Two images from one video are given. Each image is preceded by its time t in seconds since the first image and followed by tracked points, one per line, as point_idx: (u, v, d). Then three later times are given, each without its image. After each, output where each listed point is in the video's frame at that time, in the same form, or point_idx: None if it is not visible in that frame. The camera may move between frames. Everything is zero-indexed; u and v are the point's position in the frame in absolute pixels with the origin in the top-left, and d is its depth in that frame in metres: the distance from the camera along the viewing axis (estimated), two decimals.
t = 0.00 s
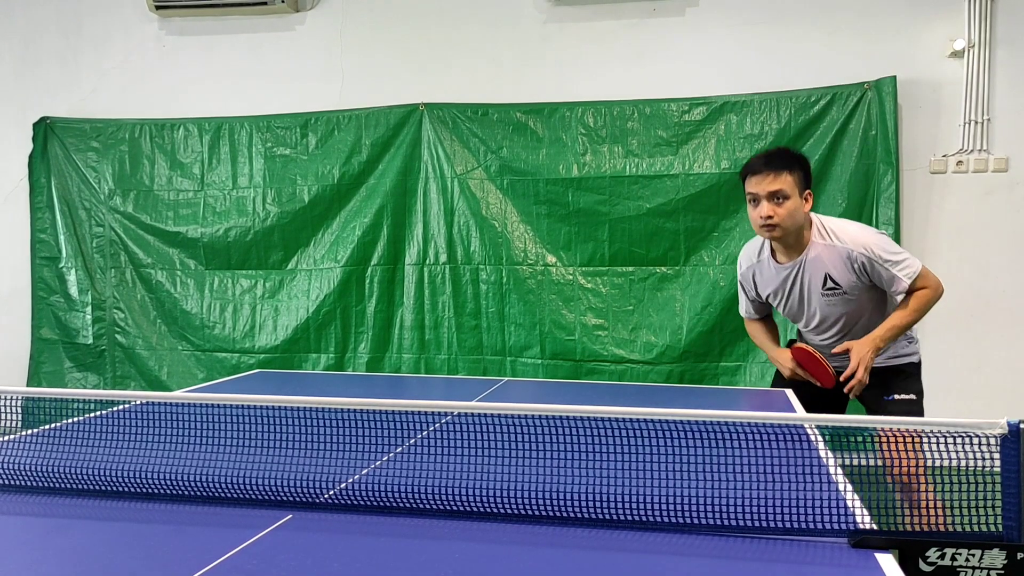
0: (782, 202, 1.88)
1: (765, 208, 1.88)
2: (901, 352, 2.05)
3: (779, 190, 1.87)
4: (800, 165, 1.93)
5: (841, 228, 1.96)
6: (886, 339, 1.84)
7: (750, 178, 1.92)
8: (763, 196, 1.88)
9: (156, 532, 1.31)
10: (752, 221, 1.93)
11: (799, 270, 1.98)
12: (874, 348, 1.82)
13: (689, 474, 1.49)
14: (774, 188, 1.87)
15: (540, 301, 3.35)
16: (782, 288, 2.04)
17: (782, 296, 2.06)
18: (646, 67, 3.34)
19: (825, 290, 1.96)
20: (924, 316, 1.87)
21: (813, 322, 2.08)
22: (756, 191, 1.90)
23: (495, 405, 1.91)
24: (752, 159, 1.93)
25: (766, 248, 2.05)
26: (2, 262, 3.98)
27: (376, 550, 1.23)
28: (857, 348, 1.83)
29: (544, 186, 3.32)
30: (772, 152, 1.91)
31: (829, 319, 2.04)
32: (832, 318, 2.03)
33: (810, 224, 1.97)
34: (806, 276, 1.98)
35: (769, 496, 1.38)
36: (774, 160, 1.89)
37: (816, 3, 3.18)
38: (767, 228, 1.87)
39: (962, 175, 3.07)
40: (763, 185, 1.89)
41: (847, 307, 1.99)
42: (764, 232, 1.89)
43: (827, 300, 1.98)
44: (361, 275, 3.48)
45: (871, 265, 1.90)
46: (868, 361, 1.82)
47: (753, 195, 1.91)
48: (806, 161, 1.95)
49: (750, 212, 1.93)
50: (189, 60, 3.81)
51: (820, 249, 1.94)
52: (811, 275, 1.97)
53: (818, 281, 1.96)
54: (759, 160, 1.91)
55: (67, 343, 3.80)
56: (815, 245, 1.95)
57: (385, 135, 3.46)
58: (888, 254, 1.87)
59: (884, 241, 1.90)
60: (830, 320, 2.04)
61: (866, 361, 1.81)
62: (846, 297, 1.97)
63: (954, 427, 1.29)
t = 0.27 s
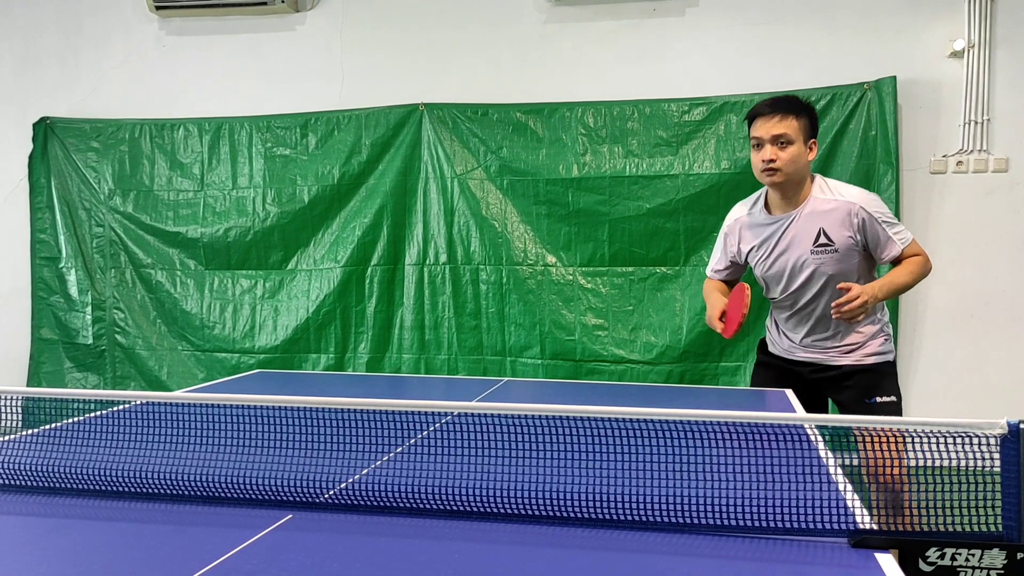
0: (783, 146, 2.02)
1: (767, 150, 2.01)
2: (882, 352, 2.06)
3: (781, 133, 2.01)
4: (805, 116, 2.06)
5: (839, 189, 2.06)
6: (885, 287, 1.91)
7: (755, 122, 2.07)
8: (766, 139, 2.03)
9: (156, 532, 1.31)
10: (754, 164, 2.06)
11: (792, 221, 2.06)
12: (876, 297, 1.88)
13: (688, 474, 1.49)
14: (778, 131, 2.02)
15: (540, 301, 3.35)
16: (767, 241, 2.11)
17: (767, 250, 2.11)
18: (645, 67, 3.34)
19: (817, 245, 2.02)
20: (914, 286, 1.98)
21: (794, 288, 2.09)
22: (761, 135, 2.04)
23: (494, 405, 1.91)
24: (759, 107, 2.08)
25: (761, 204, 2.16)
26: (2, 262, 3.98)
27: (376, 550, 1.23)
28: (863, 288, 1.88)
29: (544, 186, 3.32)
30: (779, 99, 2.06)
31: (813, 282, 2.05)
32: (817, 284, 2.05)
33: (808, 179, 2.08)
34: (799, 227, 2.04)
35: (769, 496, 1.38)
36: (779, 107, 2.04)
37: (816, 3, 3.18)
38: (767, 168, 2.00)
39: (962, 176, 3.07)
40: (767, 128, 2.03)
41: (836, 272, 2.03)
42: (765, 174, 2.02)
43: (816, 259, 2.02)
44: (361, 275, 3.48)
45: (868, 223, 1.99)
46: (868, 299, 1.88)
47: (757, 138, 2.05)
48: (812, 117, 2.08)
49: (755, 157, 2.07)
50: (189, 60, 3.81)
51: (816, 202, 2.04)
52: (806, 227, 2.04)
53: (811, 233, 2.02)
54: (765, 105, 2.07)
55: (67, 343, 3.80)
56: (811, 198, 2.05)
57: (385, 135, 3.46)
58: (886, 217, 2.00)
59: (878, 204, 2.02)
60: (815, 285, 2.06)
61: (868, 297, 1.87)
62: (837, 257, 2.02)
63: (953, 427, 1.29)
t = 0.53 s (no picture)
0: (766, 153, 2.12)
1: (750, 160, 2.12)
2: (864, 366, 2.21)
3: (762, 142, 2.11)
4: (787, 120, 2.17)
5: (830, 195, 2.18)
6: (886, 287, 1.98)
7: (739, 129, 2.16)
8: (749, 148, 2.13)
9: (157, 532, 1.31)
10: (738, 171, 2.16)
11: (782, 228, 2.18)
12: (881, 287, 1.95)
13: (688, 475, 1.49)
14: (760, 139, 2.12)
15: (541, 302, 3.35)
16: (752, 251, 2.22)
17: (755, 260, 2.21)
18: (646, 67, 3.34)
19: (807, 252, 2.14)
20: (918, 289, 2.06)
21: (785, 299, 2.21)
22: (744, 143, 2.14)
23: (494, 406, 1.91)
24: (740, 113, 2.17)
25: (747, 210, 2.28)
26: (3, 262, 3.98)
27: (376, 550, 1.23)
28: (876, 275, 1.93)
29: (545, 186, 3.32)
30: (759, 105, 2.15)
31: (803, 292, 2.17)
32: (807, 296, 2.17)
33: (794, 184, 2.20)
34: (789, 236, 2.16)
35: (770, 496, 1.38)
36: (761, 113, 2.14)
37: (816, 3, 3.18)
38: (752, 176, 2.11)
39: (963, 176, 3.07)
40: (749, 136, 2.13)
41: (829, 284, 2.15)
42: (750, 182, 2.13)
43: (807, 267, 2.14)
44: (361, 275, 3.48)
45: (858, 228, 2.13)
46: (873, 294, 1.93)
47: (741, 146, 2.15)
48: (795, 120, 2.20)
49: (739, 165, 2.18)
50: (189, 61, 3.80)
51: (804, 207, 2.17)
52: (795, 235, 2.16)
53: (801, 241, 2.14)
54: (746, 112, 2.15)
55: (67, 343, 3.81)
56: (799, 203, 2.18)
57: (385, 135, 3.46)
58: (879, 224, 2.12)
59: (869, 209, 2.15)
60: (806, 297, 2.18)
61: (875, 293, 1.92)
62: (827, 267, 2.14)
63: (953, 427, 1.29)
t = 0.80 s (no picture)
0: (674, 196, 1.98)
1: (657, 203, 1.97)
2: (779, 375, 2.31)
3: (671, 184, 1.97)
4: (693, 158, 2.03)
5: (734, 222, 2.16)
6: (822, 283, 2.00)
7: (642, 167, 2.00)
8: (658, 190, 1.98)
9: (157, 532, 1.31)
10: (644, 212, 2.02)
11: (693, 265, 2.10)
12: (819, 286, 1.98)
13: (688, 474, 1.49)
14: (669, 181, 1.97)
15: (541, 301, 3.35)
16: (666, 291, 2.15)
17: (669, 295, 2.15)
18: (645, 67, 3.34)
19: (722, 286, 2.10)
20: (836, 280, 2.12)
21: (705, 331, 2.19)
22: (650, 184, 1.99)
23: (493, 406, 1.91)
24: (647, 149, 2.00)
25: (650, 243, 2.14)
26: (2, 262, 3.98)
27: (376, 550, 1.23)
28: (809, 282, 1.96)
29: (544, 186, 3.32)
30: (666, 141, 1.99)
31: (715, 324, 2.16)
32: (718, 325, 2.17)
33: (700, 223, 2.09)
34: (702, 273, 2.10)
35: (769, 496, 1.38)
36: (669, 151, 1.98)
37: (815, 3, 3.18)
38: (662, 219, 1.97)
39: (962, 175, 3.07)
40: (655, 177, 1.97)
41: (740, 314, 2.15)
42: (655, 226, 1.99)
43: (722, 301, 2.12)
44: (361, 274, 3.48)
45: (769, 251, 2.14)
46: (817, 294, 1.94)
47: (644, 187, 2.00)
48: (697, 157, 2.06)
49: (645, 206, 2.03)
50: (188, 60, 3.80)
51: (714, 240, 2.12)
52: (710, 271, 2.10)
53: (715, 276, 2.10)
54: (653, 149, 1.99)
55: (67, 343, 3.81)
56: (704, 240, 2.11)
57: (385, 135, 3.46)
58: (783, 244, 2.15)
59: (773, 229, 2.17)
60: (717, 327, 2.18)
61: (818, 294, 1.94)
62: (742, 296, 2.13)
63: (954, 426, 1.29)
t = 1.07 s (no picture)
0: (638, 207, 1.91)
1: (623, 214, 1.89)
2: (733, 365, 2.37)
3: (636, 194, 1.89)
4: (653, 169, 1.96)
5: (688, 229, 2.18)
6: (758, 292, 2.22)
7: (603, 177, 1.91)
8: (622, 199, 1.90)
9: (157, 532, 1.31)
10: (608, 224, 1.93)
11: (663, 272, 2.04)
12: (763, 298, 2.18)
13: (688, 474, 1.49)
14: (632, 191, 1.89)
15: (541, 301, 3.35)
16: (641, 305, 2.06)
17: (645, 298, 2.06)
18: (645, 67, 3.34)
19: (692, 290, 2.08)
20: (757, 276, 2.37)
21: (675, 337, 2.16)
22: (614, 194, 1.90)
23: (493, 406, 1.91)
24: (606, 159, 1.92)
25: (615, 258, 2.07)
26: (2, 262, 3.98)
27: (377, 550, 1.23)
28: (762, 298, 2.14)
29: (544, 185, 3.32)
30: (626, 149, 1.92)
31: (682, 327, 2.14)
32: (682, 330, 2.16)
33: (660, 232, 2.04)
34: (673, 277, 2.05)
35: (770, 496, 1.38)
36: (630, 160, 1.90)
37: (816, 3, 3.18)
38: (628, 233, 1.89)
39: (963, 175, 3.07)
40: (619, 187, 1.89)
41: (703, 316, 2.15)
42: (620, 239, 1.91)
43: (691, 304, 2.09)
44: (361, 274, 3.48)
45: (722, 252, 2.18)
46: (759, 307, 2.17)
47: (608, 197, 1.91)
48: (654, 161, 1.99)
49: (608, 218, 1.95)
50: (188, 60, 3.80)
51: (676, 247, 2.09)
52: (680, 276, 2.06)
53: (685, 279, 2.06)
54: (614, 158, 1.90)
55: (67, 343, 3.80)
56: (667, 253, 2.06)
57: (385, 135, 3.46)
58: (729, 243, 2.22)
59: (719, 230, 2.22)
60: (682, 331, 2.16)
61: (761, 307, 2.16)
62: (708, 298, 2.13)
63: (954, 426, 1.29)
